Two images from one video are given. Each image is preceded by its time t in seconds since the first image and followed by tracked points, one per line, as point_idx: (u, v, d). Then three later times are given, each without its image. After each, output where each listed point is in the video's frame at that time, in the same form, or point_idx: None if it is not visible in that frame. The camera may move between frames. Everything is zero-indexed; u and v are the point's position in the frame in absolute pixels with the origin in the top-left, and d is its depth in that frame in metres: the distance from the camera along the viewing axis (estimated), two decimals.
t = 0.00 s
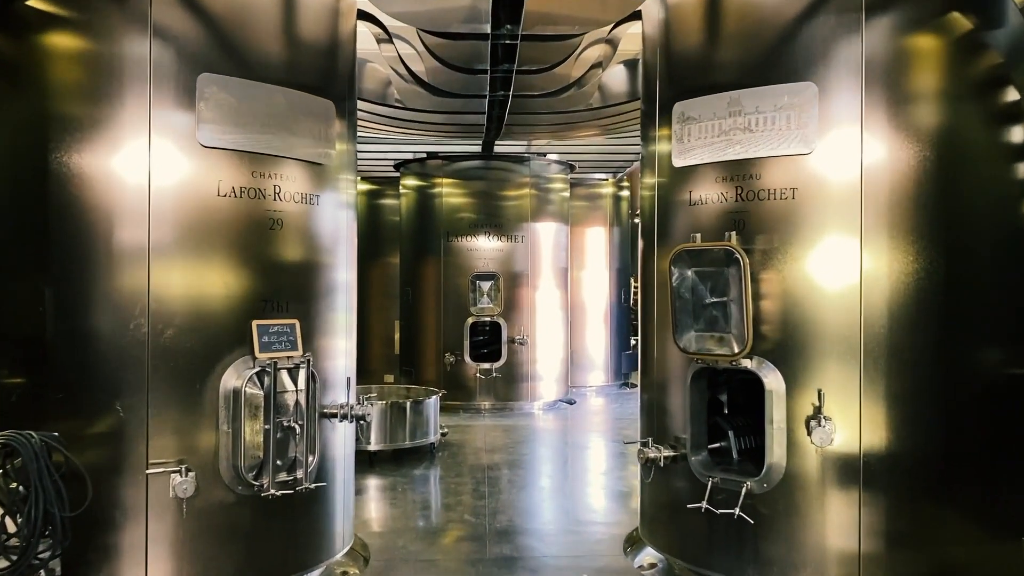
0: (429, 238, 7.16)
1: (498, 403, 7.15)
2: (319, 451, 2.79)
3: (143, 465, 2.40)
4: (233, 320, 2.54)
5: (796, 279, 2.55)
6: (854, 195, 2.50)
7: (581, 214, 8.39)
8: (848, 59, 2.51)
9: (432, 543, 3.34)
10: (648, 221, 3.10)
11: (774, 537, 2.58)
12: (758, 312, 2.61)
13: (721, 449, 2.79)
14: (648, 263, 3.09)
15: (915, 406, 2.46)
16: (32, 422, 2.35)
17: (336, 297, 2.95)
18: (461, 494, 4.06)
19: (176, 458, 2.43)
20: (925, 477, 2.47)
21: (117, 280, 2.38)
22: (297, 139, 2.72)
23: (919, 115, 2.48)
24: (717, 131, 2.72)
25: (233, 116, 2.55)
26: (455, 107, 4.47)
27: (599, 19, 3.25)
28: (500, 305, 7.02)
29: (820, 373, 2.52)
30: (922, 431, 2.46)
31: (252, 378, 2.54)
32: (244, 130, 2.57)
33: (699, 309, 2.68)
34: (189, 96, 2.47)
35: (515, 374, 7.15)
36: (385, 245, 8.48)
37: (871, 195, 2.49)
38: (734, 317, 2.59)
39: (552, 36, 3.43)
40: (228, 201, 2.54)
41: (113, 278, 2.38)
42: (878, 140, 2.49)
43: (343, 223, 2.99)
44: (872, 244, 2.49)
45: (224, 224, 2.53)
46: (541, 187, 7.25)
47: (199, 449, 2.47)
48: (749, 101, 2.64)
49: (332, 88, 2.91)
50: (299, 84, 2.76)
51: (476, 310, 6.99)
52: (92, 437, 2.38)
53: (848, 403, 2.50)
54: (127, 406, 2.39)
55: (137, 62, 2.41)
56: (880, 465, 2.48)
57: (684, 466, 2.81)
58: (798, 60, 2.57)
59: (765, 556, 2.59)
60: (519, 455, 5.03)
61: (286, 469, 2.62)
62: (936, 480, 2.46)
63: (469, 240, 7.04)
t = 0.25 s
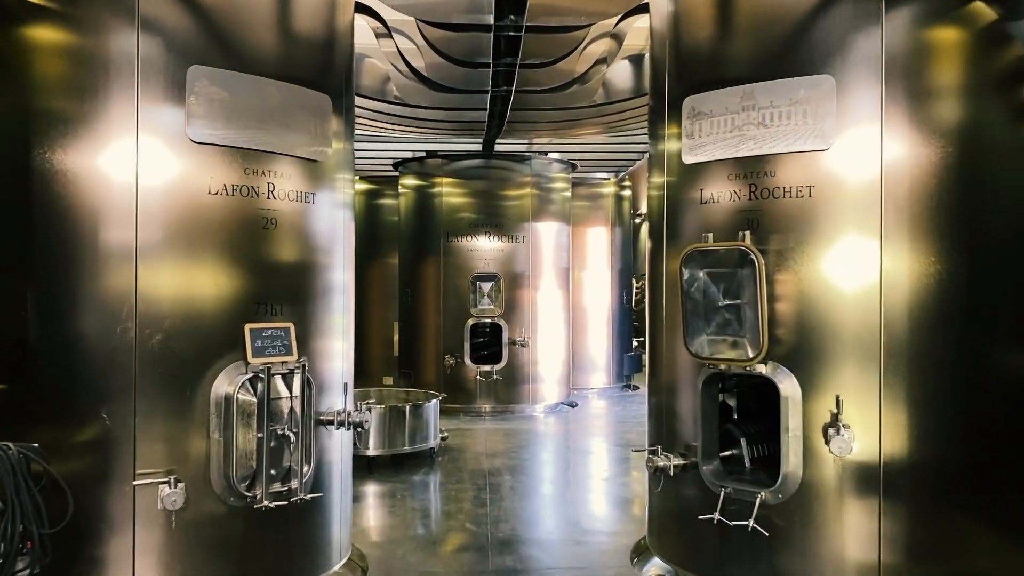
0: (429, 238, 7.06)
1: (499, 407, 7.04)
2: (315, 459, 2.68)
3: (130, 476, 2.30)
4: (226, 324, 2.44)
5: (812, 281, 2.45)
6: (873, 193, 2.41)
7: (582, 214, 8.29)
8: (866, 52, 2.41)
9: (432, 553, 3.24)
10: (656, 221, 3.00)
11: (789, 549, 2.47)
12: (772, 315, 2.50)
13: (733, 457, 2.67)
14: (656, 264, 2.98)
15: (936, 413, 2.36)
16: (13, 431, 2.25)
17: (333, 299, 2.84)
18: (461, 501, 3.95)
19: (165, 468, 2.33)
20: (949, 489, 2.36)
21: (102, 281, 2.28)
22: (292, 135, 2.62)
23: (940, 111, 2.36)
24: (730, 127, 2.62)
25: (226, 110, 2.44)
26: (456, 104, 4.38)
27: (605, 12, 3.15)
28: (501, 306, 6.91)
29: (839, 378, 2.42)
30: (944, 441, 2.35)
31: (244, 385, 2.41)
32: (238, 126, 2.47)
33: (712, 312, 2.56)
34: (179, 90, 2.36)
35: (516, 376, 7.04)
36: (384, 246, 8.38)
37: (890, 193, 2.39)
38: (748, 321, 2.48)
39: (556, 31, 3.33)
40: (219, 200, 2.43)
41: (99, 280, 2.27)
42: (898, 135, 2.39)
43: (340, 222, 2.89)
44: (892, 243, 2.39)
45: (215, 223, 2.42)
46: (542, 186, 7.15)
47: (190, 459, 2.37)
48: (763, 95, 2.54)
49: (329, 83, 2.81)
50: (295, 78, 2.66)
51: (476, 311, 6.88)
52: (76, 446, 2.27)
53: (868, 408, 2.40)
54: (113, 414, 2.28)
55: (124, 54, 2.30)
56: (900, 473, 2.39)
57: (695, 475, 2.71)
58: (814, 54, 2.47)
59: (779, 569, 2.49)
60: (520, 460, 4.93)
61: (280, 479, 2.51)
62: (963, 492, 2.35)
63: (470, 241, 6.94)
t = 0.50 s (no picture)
0: (428, 239, 6.96)
1: (499, 410, 6.94)
2: (309, 469, 2.59)
3: (116, 489, 2.20)
4: (216, 330, 2.34)
5: (827, 283, 2.35)
6: (890, 192, 2.31)
7: (583, 214, 8.19)
8: (883, 45, 2.31)
9: (431, 564, 3.14)
10: (663, 222, 2.90)
11: (802, 563, 2.38)
12: (784, 319, 2.41)
13: (743, 465, 2.57)
14: (663, 266, 2.89)
15: (957, 422, 2.26)
16: None
17: (328, 302, 2.74)
18: (461, 509, 3.85)
19: (151, 480, 2.23)
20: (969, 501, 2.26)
21: (85, 286, 2.18)
22: (285, 132, 2.52)
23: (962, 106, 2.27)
24: (740, 123, 2.52)
25: (216, 105, 2.34)
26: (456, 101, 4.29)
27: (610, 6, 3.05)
28: (501, 308, 6.80)
29: (854, 386, 2.32)
30: (964, 451, 2.26)
31: (235, 393, 2.32)
32: (228, 121, 2.36)
33: (723, 317, 2.45)
34: (166, 85, 2.26)
35: (516, 379, 6.94)
36: (383, 246, 8.28)
37: (908, 192, 2.30)
38: (760, 326, 2.38)
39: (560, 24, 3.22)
40: (208, 200, 2.33)
41: (82, 284, 2.18)
42: (916, 132, 2.29)
43: (335, 223, 2.79)
44: (910, 244, 2.29)
45: (204, 224, 2.32)
46: (542, 186, 7.06)
47: (177, 470, 2.27)
48: (776, 90, 2.44)
49: (323, 80, 2.71)
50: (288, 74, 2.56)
51: (475, 314, 6.77)
52: (58, 458, 2.17)
53: (885, 417, 2.30)
54: (97, 424, 2.19)
55: (107, 48, 2.20)
56: (919, 486, 2.29)
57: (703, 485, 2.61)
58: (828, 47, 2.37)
59: None
60: (522, 465, 4.83)
61: (272, 491, 2.42)
62: (985, 504, 2.24)
63: (470, 241, 6.84)
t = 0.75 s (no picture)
0: (425, 239, 6.86)
1: (498, 413, 6.84)
2: (299, 479, 2.49)
3: (96, 502, 2.10)
4: (201, 335, 2.24)
5: (839, 285, 2.26)
6: (905, 190, 2.21)
7: (583, 214, 8.10)
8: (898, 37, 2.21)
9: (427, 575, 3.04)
10: (666, 222, 2.81)
11: None
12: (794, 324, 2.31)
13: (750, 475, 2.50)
14: (666, 267, 2.79)
15: (974, 430, 2.16)
16: None
17: (320, 305, 2.65)
18: (459, 517, 3.76)
19: (133, 493, 2.13)
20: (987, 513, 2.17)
21: (63, 289, 2.08)
22: (274, 128, 2.42)
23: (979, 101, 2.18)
24: (749, 118, 2.42)
25: (202, 101, 2.25)
26: (456, 98, 4.23)
27: None
28: (500, 309, 6.74)
29: (866, 392, 2.22)
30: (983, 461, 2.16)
31: (221, 400, 2.22)
32: (215, 118, 2.27)
33: (730, 321, 2.36)
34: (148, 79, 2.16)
35: (515, 382, 6.85)
36: (380, 246, 8.18)
37: (924, 189, 2.20)
38: (769, 329, 2.28)
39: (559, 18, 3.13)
40: (193, 199, 2.24)
41: (60, 288, 2.07)
42: (933, 127, 2.20)
43: (327, 222, 2.70)
44: (926, 244, 2.20)
45: (188, 224, 2.22)
46: (542, 185, 6.97)
47: (161, 482, 2.17)
48: (785, 84, 2.34)
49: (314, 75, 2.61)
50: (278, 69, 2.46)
51: (474, 314, 6.70)
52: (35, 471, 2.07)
53: (899, 425, 2.20)
54: (75, 436, 2.08)
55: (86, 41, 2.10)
56: (935, 497, 2.19)
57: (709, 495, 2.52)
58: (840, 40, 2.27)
59: None
60: (520, 470, 4.73)
61: (260, 502, 2.32)
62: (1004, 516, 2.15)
63: (469, 241, 6.74)
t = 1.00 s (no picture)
0: (422, 240, 6.77)
1: (496, 417, 6.74)
2: (286, 492, 2.38)
3: (70, 519, 2.00)
4: (182, 341, 2.13)
5: (851, 290, 2.15)
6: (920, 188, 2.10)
7: (582, 215, 8.01)
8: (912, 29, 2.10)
9: None
10: (669, 224, 2.71)
11: None
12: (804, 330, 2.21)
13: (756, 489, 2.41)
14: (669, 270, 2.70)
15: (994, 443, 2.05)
16: None
17: (309, 309, 2.54)
18: (455, 526, 3.66)
19: (110, 508, 2.04)
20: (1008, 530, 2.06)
21: (35, 293, 1.98)
22: (259, 125, 2.32)
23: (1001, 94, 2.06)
24: (756, 116, 2.33)
25: (182, 96, 2.15)
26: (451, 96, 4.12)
27: None
28: (499, 311, 6.63)
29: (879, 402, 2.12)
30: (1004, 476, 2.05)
31: (202, 411, 2.10)
32: (196, 113, 2.17)
33: (736, 326, 2.27)
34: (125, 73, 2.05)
35: (514, 385, 6.74)
36: (378, 247, 8.10)
37: (942, 187, 2.08)
38: (778, 336, 2.17)
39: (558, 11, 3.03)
40: (173, 199, 2.13)
41: (31, 293, 1.98)
42: (951, 122, 2.08)
43: (316, 223, 2.59)
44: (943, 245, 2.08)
45: (167, 225, 2.12)
46: (540, 185, 6.88)
47: (139, 497, 2.07)
48: (795, 79, 2.24)
49: (302, 70, 2.51)
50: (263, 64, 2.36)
51: (472, 317, 6.59)
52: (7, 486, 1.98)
53: (915, 436, 2.10)
54: (49, 449, 1.99)
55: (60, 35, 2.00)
56: (953, 512, 2.07)
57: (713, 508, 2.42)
58: (850, 33, 2.17)
59: None
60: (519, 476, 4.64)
61: (245, 517, 2.21)
62: None
63: (465, 242, 6.62)
